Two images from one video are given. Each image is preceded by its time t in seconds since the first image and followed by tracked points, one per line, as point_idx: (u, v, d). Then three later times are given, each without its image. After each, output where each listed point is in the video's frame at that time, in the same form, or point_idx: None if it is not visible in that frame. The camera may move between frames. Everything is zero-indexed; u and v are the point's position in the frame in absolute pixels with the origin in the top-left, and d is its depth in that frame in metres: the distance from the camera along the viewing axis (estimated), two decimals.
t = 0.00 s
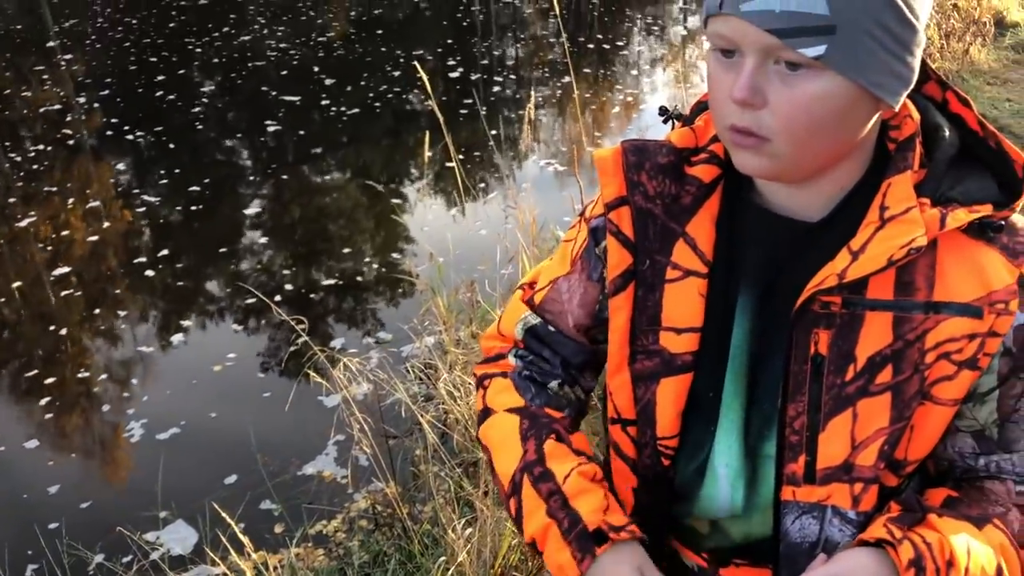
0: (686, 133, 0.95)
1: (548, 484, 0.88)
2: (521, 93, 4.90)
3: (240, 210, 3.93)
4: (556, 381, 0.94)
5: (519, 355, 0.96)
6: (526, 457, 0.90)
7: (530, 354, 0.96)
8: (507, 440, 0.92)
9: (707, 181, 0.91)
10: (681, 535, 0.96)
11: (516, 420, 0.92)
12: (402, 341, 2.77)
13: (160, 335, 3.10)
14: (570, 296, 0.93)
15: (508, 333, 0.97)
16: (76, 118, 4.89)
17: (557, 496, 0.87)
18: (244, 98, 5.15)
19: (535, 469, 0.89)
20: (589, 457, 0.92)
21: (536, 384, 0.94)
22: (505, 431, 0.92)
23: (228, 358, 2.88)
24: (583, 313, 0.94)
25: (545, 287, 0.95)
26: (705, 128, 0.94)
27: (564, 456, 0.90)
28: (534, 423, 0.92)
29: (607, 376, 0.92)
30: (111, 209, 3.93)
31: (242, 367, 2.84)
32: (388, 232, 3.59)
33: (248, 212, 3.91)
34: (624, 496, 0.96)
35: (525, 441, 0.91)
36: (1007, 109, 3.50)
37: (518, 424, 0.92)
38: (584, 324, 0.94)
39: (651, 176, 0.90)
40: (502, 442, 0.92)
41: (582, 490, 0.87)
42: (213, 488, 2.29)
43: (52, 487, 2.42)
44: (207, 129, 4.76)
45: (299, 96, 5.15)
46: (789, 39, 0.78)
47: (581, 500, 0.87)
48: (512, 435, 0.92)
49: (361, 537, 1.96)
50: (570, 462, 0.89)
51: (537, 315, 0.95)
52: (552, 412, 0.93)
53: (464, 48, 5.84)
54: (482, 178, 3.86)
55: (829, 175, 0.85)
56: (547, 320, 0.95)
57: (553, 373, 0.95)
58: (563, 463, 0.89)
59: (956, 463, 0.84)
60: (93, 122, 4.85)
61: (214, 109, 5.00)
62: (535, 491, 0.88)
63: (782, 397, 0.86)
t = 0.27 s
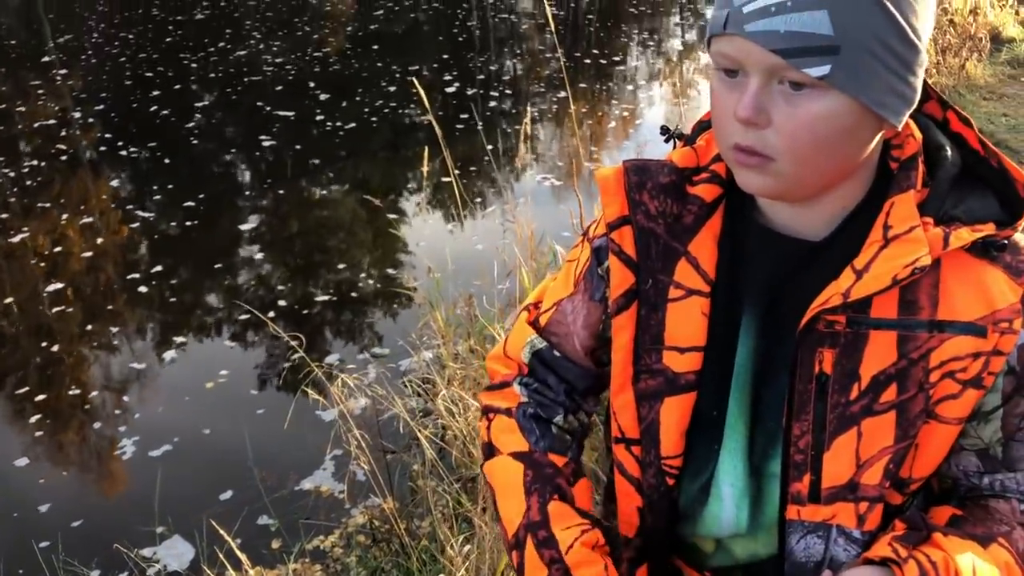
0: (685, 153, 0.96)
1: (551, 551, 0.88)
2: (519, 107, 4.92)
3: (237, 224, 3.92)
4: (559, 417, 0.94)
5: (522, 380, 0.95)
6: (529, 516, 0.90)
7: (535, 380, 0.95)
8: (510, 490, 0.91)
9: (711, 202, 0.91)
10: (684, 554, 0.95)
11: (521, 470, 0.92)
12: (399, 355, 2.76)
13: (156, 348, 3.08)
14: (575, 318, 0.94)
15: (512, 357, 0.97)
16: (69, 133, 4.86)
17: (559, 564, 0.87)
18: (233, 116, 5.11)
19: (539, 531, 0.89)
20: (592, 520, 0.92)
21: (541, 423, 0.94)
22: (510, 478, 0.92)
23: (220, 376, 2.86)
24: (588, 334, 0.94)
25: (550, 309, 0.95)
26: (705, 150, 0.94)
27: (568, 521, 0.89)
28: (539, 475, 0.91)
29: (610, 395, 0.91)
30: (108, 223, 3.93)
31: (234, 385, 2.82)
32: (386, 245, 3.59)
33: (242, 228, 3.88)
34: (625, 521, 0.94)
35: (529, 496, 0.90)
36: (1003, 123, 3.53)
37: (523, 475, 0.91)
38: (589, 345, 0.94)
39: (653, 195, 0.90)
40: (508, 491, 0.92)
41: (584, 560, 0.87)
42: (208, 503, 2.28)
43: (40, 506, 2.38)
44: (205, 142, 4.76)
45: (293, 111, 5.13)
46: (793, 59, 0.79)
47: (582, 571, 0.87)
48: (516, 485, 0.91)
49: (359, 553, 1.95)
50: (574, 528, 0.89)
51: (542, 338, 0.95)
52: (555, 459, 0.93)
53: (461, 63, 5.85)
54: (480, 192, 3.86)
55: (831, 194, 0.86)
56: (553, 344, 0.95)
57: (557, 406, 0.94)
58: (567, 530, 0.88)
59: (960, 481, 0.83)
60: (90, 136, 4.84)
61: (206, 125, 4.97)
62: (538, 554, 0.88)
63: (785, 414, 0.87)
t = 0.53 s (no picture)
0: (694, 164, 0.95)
1: (583, 512, 0.89)
2: (519, 119, 4.93)
3: (238, 235, 3.92)
4: (565, 403, 0.95)
5: (525, 376, 0.97)
6: (554, 486, 0.91)
7: (537, 375, 0.96)
8: (532, 470, 0.92)
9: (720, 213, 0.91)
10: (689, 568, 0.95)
11: (539, 448, 0.93)
12: (400, 368, 2.75)
13: (156, 360, 3.08)
14: (575, 323, 0.93)
15: (512, 355, 0.98)
16: (67, 145, 4.86)
17: (594, 524, 0.88)
18: (229, 128, 5.11)
19: (567, 499, 0.90)
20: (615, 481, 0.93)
21: (549, 404, 0.95)
22: (528, 461, 0.93)
23: (215, 391, 2.83)
24: (586, 341, 0.93)
25: (551, 311, 0.95)
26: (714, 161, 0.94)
27: (593, 483, 0.90)
28: (556, 448, 0.93)
29: (615, 407, 0.92)
30: (108, 234, 3.92)
31: (230, 399, 2.80)
32: (386, 256, 3.59)
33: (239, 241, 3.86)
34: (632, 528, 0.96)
35: (551, 469, 0.91)
36: (1003, 137, 3.53)
37: (541, 449, 0.93)
38: (589, 353, 0.94)
39: (661, 208, 0.90)
40: (528, 469, 0.92)
41: (616, 516, 0.88)
42: (205, 517, 2.26)
43: (33, 522, 2.35)
44: (205, 154, 4.76)
45: (290, 124, 5.13)
46: (805, 75, 0.79)
47: (617, 526, 0.88)
48: (536, 465, 0.92)
49: (359, 568, 1.95)
50: (599, 489, 0.90)
51: (542, 340, 0.95)
52: (568, 433, 0.94)
53: (459, 76, 5.84)
54: (481, 204, 3.87)
55: (842, 209, 0.86)
56: (552, 347, 0.95)
57: (561, 396, 0.95)
58: (594, 490, 0.90)
59: (970, 499, 0.83)
60: (90, 147, 4.84)
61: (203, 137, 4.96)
62: (570, 520, 0.89)
63: (793, 429, 0.86)
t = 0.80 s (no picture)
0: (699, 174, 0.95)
1: (554, 523, 0.86)
2: (519, 128, 4.93)
3: (238, 243, 3.92)
4: (564, 418, 0.94)
5: (526, 388, 0.95)
6: (532, 494, 0.88)
7: (538, 387, 0.95)
8: (514, 475, 0.90)
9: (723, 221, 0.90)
10: None
11: (524, 455, 0.91)
12: (399, 376, 2.75)
13: (155, 368, 3.07)
14: (581, 332, 0.93)
15: (515, 365, 0.97)
16: (67, 153, 4.86)
17: (562, 535, 0.85)
18: (225, 137, 5.09)
19: (541, 507, 0.87)
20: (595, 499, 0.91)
21: (546, 418, 0.93)
22: (511, 465, 0.91)
23: (209, 402, 2.81)
24: (593, 350, 0.93)
25: (555, 321, 0.94)
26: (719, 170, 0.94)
27: (571, 496, 0.88)
28: (541, 459, 0.91)
29: (620, 415, 0.91)
30: (109, 242, 3.92)
31: (225, 409, 2.78)
32: (387, 264, 3.60)
33: (237, 250, 3.85)
34: (633, 541, 0.95)
35: (531, 478, 0.89)
36: (1004, 145, 3.54)
37: (525, 458, 0.90)
38: (593, 362, 0.93)
39: (666, 216, 0.90)
40: (509, 476, 0.90)
41: (587, 531, 0.86)
42: (203, 527, 2.25)
43: (26, 534, 2.32)
44: (206, 162, 4.76)
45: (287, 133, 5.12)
46: (807, 83, 0.79)
47: (586, 540, 0.85)
48: (519, 471, 0.90)
49: None
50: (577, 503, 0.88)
51: (546, 348, 0.94)
52: (559, 449, 0.92)
53: (457, 85, 5.84)
54: (481, 211, 3.87)
55: (844, 217, 0.86)
56: (557, 355, 0.94)
57: (562, 409, 0.94)
58: (570, 503, 0.87)
59: (969, 509, 0.82)
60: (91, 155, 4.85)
61: (200, 147, 4.95)
62: (541, 529, 0.86)
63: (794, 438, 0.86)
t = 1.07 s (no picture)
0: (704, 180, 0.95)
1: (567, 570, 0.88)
2: (520, 132, 4.93)
3: (240, 247, 3.92)
4: (569, 437, 0.95)
5: (532, 402, 0.95)
6: (543, 535, 0.90)
7: (545, 401, 0.95)
8: (523, 509, 0.92)
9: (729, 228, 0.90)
10: None
11: (533, 488, 0.92)
12: (400, 380, 2.75)
13: (156, 372, 3.07)
14: (585, 340, 0.92)
15: (522, 378, 0.97)
16: (69, 157, 4.86)
17: None
18: (222, 142, 5.08)
19: (554, 551, 0.89)
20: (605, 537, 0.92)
21: (551, 442, 0.94)
22: (521, 498, 0.92)
23: (206, 409, 2.80)
24: (597, 357, 0.92)
25: (561, 329, 0.94)
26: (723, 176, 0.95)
27: (582, 540, 0.90)
28: (550, 494, 0.92)
29: (623, 421, 0.91)
30: (110, 246, 3.92)
31: (221, 417, 2.76)
32: (388, 268, 3.60)
33: (234, 257, 3.82)
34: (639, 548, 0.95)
35: (542, 517, 0.91)
36: (1006, 149, 3.53)
37: (535, 491, 0.92)
38: (599, 370, 0.93)
39: (669, 220, 0.90)
40: (521, 510, 0.92)
41: None
42: (201, 532, 2.25)
43: (21, 541, 2.31)
44: (207, 166, 4.77)
45: (284, 138, 5.11)
46: (814, 88, 0.78)
47: None
48: (528, 506, 0.91)
49: None
50: (588, 546, 0.89)
51: (553, 359, 0.95)
52: (566, 478, 0.93)
53: (456, 90, 5.83)
54: (482, 215, 3.87)
55: (850, 222, 0.85)
56: (564, 366, 0.94)
57: (566, 426, 0.95)
58: (582, 548, 0.89)
59: (978, 514, 0.82)
60: (92, 159, 4.85)
61: (200, 151, 4.95)
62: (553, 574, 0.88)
63: (801, 443, 0.85)
